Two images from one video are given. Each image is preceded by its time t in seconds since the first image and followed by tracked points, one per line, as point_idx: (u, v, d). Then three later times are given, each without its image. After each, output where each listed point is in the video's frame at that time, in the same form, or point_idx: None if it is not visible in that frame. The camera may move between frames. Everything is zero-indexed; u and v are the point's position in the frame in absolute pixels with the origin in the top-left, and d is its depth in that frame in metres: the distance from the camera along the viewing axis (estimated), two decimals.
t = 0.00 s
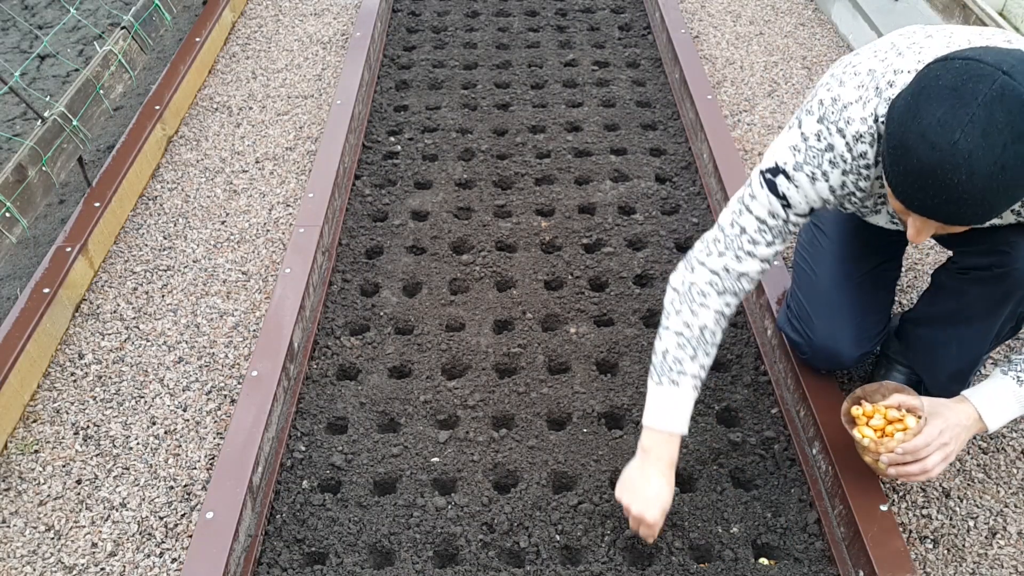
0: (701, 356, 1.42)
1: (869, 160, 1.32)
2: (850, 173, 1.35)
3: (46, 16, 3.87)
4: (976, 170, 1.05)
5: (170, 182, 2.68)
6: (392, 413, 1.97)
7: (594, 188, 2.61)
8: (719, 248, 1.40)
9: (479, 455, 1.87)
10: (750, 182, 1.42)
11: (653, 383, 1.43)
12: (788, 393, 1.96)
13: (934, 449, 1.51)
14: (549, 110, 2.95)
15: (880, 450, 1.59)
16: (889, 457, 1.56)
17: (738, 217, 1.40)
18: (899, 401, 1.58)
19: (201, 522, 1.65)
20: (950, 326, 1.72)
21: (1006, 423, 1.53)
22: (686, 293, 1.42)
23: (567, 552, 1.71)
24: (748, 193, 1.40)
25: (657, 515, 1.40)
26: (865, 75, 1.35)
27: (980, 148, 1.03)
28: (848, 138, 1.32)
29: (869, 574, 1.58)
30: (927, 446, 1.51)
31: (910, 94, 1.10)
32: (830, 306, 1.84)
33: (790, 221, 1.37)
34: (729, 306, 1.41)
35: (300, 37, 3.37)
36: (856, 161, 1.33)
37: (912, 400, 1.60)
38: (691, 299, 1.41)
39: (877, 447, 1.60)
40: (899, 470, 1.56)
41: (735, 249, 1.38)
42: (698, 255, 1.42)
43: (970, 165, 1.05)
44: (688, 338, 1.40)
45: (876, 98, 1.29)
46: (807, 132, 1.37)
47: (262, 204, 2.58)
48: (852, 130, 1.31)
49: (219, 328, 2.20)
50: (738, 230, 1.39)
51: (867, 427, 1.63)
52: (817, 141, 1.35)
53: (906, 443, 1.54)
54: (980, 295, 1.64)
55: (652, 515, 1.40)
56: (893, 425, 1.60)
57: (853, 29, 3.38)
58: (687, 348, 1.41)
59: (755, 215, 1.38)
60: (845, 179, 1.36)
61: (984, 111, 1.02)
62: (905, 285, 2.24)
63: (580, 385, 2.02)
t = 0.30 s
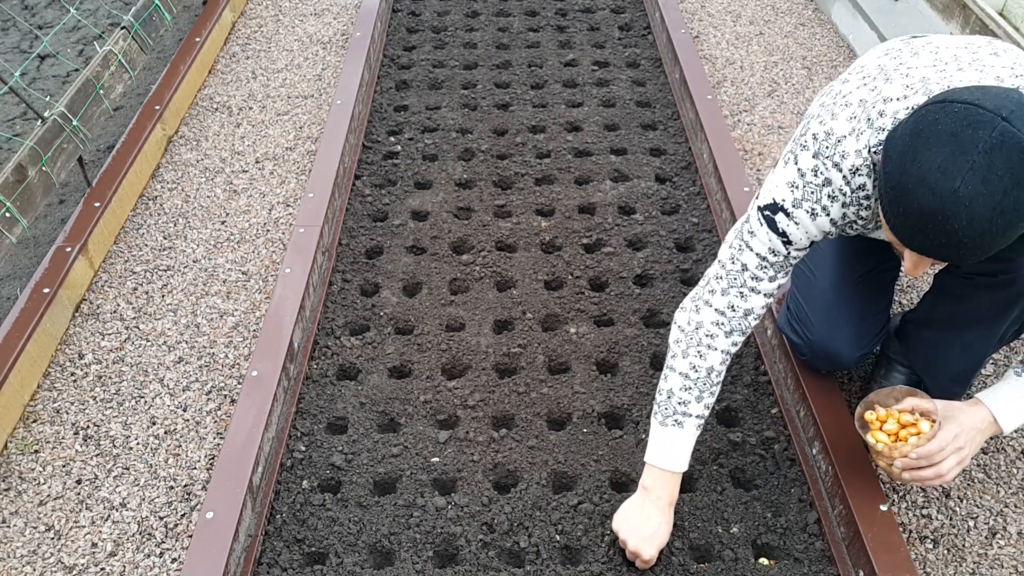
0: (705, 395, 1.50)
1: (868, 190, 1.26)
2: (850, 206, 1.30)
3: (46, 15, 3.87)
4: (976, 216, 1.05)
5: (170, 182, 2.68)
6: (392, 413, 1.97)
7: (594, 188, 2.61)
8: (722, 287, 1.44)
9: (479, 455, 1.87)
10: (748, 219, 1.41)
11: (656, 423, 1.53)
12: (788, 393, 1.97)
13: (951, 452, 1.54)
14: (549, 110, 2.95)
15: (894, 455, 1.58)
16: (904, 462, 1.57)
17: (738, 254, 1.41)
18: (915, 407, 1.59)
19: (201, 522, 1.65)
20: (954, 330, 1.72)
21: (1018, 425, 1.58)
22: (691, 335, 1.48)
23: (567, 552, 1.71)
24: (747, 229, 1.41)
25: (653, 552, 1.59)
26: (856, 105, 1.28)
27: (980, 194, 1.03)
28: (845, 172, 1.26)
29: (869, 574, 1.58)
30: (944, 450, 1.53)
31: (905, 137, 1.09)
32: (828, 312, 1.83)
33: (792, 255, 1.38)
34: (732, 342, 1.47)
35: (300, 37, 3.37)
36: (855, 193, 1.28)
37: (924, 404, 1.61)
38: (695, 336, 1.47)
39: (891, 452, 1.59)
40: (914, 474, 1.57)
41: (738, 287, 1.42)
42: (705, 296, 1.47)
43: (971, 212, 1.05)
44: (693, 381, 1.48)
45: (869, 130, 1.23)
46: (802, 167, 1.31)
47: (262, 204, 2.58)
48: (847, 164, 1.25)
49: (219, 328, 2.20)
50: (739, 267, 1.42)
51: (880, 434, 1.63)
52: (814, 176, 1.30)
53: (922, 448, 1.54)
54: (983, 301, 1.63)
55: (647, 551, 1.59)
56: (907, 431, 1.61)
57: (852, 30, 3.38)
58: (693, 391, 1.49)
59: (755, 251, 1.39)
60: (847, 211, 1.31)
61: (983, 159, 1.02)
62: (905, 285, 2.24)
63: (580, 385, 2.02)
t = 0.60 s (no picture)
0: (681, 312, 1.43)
1: (854, 165, 1.31)
2: (833, 178, 1.35)
3: (46, 15, 3.87)
4: (968, 183, 1.08)
5: (170, 182, 2.68)
6: (392, 413, 1.97)
7: (594, 188, 2.61)
8: (693, 234, 1.46)
9: (479, 455, 1.87)
10: (733, 180, 1.45)
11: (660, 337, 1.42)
12: (788, 393, 1.96)
13: (916, 442, 1.52)
14: (549, 110, 2.95)
15: (861, 440, 1.58)
16: (871, 448, 1.57)
17: (717, 207, 1.44)
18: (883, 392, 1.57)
19: (201, 522, 1.65)
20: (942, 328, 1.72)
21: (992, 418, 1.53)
22: (663, 280, 1.47)
23: (567, 552, 1.71)
24: (730, 188, 1.44)
25: (701, 445, 1.31)
26: (859, 80, 1.32)
27: (971, 161, 1.06)
28: (834, 144, 1.31)
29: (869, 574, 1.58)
30: (908, 439, 1.52)
31: (902, 106, 1.12)
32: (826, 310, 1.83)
33: (766, 218, 1.39)
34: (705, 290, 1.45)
35: (300, 37, 3.37)
36: (840, 166, 1.33)
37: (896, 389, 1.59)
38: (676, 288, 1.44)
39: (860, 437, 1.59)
40: (880, 461, 1.57)
41: (709, 234, 1.43)
42: (679, 236, 1.49)
43: (962, 179, 1.08)
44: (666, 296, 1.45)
45: (868, 105, 1.27)
46: (794, 135, 1.37)
47: (262, 204, 2.58)
48: (839, 136, 1.30)
49: (219, 328, 2.20)
50: (715, 219, 1.43)
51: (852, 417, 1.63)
52: (803, 146, 1.35)
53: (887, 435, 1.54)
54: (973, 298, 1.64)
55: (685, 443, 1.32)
56: (876, 417, 1.61)
57: (853, 30, 3.38)
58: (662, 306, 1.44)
59: (732, 208, 1.42)
60: (829, 183, 1.36)
61: (978, 127, 1.05)
62: (904, 285, 2.24)
63: (580, 385, 2.02)
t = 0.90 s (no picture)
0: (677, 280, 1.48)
1: (837, 160, 1.34)
2: (817, 172, 1.39)
3: (46, 15, 3.87)
4: (936, 173, 1.09)
5: (170, 182, 2.68)
6: (392, 413, 1.97)
7: (594, 188, 2.61)
8: (687, 216, 1.52)
9: (480, 455, 1.87)
10: (727, 168, 1.51)
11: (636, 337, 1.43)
12: (789, 393, 1.96)
13: (921, 439, 1.49)
14: (549, 110, 2.95)
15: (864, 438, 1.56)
16: (874, 446, 1.54)
17: (713, 192, 1.50)
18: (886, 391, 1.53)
19: (201, 522, 1.65)
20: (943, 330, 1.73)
21: (998, 421, 1.50)
22: (652, 258, 1.51)
23: (567, 552, 1.71)
24: (723, 175, 1.50)
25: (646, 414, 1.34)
26: (851, 73, 1.36)
27: (939, 148, 1.07)
28: (821, 138, 1.35)
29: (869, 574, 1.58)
30: (912, 436, 1.49)
31: (881, 94, 1.14)
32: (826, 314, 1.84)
33: (756, 207, 1.46)
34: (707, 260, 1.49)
35: (300, 37, 3.37)
36: (824, 159, 1.36)
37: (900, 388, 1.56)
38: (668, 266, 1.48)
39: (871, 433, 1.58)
40: (884, 458, 1.54)
41: (701, 219, 1.49)
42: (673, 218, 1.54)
43: (931, 166, 1.09)
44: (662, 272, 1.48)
45: (855, 100, 1.31)
46: (784, 125, 1.42)
47: (262, 204, 2.58)
48: (824, 130, 1.34)
49: (218, 329, 2.20)
50: (709, 204, 1.49)
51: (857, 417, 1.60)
52: (790, 138, 1.40)
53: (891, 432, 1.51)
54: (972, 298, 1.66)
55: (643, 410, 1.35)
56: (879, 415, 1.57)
57: (853, 30, 3.38)
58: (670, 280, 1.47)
59: (725, 194, 1.48)
60: (814, 177, 1.40)
61: (946, 113, 1.07)
62: (904, 285, 2.24)
63: (580, 385, 2.02)
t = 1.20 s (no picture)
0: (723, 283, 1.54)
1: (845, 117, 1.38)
2: (828, 130, 1.42)
3: (46, 15, 3.87)
4: (902, 116, 1.13)
5: (170, 182, 2.68)
6: (392, 413, 1.97)
7: (594, 188, 2.61)
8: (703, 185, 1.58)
9: (480, 455, 1.87)
10: (735, 133, 1.55)
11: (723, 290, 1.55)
12: (789, 393, 1.96)
13: (873, 404, 1.52)
14: (549, 110, 2.95)
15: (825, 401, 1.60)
16: (831, 408, 1.58)
17: (722, 162, 1.55)
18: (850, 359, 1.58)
19: (201, 522, 1.65)
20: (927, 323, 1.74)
21: (959, 403, 1.51)
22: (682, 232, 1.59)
23: (567, 552, 1.71)
24: (734, 139, 1.54)
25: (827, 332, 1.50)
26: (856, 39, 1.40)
27: (905, 89, 1.11)
28: (828, 96, 1.39)
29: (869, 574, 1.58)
30: (863, 398, 1.52)
31: (863, 46, 1.19)
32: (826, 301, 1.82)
33: (769, 168, 1.51)
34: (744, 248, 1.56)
35: (300, 37, 3.37)
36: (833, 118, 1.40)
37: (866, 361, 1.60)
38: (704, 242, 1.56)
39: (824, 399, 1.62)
40: (839, 422, 1.57)
41: (717, 195, 1.56)
42: (685, 203, 1.59)
43: (896, 107, 1.13)
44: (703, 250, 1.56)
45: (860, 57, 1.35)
46: (792, 84, 1.44)
47: (262, 204, 2.58)
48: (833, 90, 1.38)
49: (218, 329, 2.20)
50: (721, 175, 1.55)
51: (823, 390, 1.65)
52: (801, 95, 1.42)
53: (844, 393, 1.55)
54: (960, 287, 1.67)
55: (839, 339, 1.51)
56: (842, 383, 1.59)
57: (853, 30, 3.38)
58: (712, 280, 1.55)
59: (737, 162, 1.53)
60: (825, 134, 1.44)
61: (914, 58, 1.10)
62: (904, 285, 2.24)
63: (580, 385, 2.02)
